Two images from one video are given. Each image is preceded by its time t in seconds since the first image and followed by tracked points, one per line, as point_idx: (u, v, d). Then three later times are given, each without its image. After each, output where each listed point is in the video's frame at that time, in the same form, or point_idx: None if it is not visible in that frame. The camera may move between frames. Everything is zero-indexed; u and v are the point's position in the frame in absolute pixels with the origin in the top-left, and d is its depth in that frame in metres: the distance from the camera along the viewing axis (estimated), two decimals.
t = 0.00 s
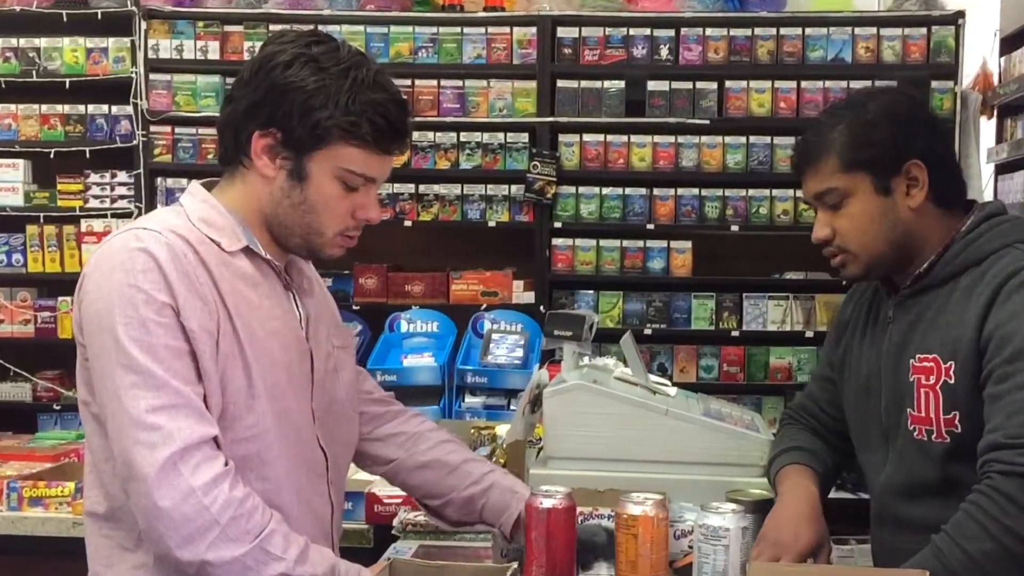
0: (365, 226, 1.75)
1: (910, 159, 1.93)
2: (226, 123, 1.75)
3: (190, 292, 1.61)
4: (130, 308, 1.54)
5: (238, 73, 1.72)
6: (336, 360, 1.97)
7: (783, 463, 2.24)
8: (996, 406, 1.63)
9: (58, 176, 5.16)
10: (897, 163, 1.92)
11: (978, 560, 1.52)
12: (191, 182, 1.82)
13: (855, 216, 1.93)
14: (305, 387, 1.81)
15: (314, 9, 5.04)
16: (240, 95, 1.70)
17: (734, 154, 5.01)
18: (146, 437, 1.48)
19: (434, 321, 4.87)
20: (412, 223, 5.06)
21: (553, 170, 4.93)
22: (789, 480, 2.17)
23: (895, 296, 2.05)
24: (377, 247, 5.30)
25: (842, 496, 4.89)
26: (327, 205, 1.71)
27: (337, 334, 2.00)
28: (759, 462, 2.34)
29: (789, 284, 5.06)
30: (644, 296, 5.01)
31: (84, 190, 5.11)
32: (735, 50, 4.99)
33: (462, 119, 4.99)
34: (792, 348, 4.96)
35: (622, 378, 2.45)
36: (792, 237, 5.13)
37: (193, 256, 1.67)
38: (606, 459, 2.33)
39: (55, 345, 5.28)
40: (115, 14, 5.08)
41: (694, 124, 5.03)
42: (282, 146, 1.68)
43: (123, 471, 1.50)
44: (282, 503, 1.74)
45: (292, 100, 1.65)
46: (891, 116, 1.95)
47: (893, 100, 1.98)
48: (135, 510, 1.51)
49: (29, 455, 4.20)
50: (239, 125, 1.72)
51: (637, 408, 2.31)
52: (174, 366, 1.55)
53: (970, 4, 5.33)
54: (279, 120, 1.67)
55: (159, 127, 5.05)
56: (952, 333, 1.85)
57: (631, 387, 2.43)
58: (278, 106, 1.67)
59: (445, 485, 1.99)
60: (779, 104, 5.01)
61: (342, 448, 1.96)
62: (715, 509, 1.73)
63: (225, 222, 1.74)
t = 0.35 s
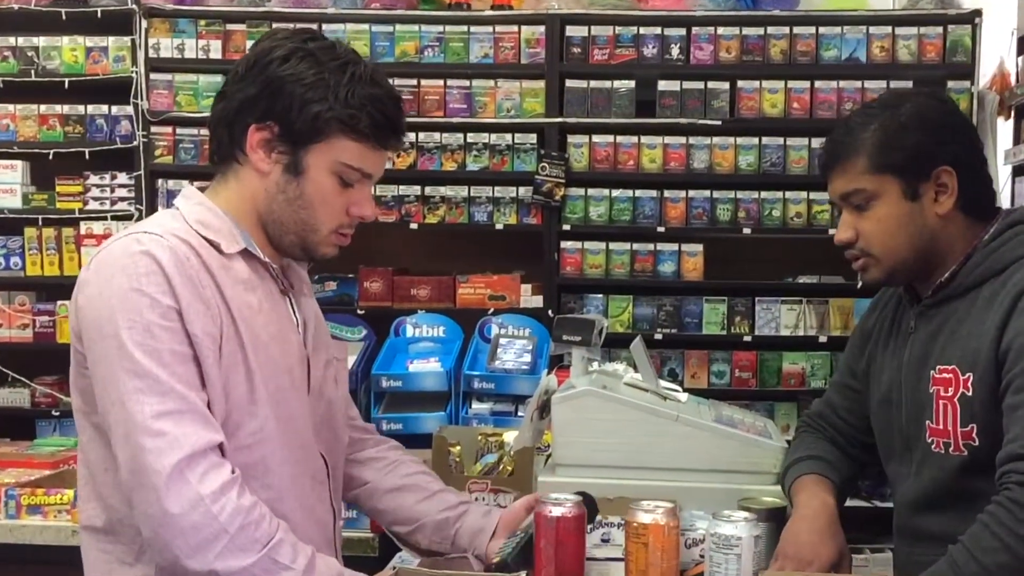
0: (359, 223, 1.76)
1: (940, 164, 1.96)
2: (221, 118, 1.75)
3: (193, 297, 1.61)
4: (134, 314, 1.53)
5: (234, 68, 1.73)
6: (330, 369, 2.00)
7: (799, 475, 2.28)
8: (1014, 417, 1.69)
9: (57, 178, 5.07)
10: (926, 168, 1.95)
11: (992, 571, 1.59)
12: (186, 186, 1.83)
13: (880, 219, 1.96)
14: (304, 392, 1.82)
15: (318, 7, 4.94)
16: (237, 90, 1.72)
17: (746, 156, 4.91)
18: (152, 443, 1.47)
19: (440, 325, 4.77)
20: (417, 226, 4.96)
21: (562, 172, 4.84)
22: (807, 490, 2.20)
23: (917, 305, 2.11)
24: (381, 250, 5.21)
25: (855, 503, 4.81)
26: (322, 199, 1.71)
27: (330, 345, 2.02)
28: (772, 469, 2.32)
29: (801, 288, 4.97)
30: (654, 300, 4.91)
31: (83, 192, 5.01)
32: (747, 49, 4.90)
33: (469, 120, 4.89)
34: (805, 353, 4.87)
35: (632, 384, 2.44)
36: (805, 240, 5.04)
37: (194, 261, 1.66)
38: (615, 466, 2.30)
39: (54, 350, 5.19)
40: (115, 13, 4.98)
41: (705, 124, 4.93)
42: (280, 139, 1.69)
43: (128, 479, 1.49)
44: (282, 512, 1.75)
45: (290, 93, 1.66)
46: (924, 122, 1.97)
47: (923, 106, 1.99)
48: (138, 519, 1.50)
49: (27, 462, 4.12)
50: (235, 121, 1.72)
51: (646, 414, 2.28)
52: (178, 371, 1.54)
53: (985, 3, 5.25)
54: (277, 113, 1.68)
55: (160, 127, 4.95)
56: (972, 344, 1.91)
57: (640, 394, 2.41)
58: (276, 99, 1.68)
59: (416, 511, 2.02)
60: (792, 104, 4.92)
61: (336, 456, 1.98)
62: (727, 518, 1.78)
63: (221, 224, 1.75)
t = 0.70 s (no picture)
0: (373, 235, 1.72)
1: (970, 164, 1.91)
2: (235, 125, 1.68)
3: (189, 314, 1.52)
4: (124, 334, 1.45)
5: (251, 73, 1.67)
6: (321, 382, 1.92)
7: (811, 484, 2.19)
8: None
9: (56, 181, 4.97)
10: (958, 167, 1.91)
11: None
12: (182, 194, 1.74)
13: (909, 216, 1.90)
14: (301, 407, 1.74)
15: (322, 6, 4.85)
16: (253, 98, 1.65)
17: (759, 158, 4.82)
18: (139, 469, 1.41)
19: (447, 331, 4.67)
20: (423, 230, 4.86)
21: (571, 174, 4.74)
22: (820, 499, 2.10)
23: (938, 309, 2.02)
24: (386, 254, 5.12)
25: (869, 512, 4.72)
26: (341, 209, 1.67)
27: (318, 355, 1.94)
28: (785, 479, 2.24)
29: (815, 293, 4.88)
30: (664, 305, 4.82)
31: (83, 195, 4.91)
32: (760, 50, 4.80)
33: (476, 121, 4.80)
34: (818, 359, 4.78)
35: (642, 392, 2.33)
36: (818, 243, 4.95)
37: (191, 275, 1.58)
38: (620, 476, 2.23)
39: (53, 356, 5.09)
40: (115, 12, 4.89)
41: (717, 126, 4.84)
42: (301, 148, 1.64)
43: (113, 503, 1.42)
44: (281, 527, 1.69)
45: (313, 101, 1.62)
46: (957, 121, 1.93)
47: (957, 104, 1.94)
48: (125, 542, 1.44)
49: (25, 471, 4.02)
50: (252, 128, 1.66)
51: (658, 422, 2.20)
52: (170, 392, 1.46)
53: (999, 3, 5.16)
54: (298, 121, 1.63)
55: (161, 129, 4.86)
56: (999, 346, 1.83)
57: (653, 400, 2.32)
58: (298, 108, 1.63)
59: (389, 502, 2.02)
60: (806, 106, 4.82)
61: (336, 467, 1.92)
62: (740, 528, 1.80)
63: (220, 234, 1.67)
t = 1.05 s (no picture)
0: (372, 242, 1.68)
1: (997, 163, 1.91)
2: (236, 124, 1.63)
3: (186, 326, 1.47)
4: (118, 348, 1.42)
5: (253, 74, 1.64)
6: (323, 386, 1.87)
7: (826, 491, 2.17)
8: None
9: (54, 183, 4.87)
10: (984, 164, 1.90)
11: None
12: (177, 199, 1.70)
13: (929, 208, 1.90)
14: (306, 413, 1.69)
15: (326, 4, 4.75)
16: (256, 98, 1.61)
17: (772, 159, 4.71)
18: (121, 485, 1.38)
19: (454, 336, 4.57)
20: (429, 232, 4.76)
21: (580, 176, 4.64)
22: (833, 508, 2.10)
23: (957, 309, 2.01)
24: (391, 257, 5.03)
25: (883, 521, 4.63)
26: (342, 213, 1.63)
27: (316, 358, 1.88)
28: (797, 486, 2.33)
29: (828, 297, 4.79)
30: (675, 310, 4.72)
31: (82, 197, 4.81)
32: (772, 49, 4.70)
33: (484, 122, 4.70)
34: (832, 364, 4.69)
35: (652, 398, 2.43)
36: (833, 246, 4.85)
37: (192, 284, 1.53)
38: (629, 481, 2.34)
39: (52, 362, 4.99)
40: (115, 11, 4.80)
41: (729, 127, 4.74)
42: (304, 151, 1.60)
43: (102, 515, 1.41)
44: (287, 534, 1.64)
45: (318, 103, 1.58)
46: (988, 117, 1.92)
47: (989, 100, 1.94)
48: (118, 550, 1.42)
49: (24, 479, 3.92)
50: (253, 129, 1.61)
51: (669, 429, 2.32)
52: (162, 411, 1.41)
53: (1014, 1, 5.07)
54: (302, 124, 1.59)
55: (162, 130, 4.76)
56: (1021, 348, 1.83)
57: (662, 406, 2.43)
58: (303, 110, 1.59)
59: (388, 488, 1.99)
60: (819, 106, 4.72)
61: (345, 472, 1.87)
62: (752, 537, 1.94)
63: (218, 238, 1.62)
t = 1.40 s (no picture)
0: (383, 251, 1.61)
1: None
2: (248, 124, 1.56)
3: (187, 329, 1.41)
4: (116, 353, 1.37)
5: (269, 73, 1.57)
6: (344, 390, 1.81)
7: (841, 501, 2.08)
8: None
9: (54, 185, 4.77)
10: None
11: None
12: (185, 201, 1.65)
13: (962, 192, 1.87)
14: (323, 417, 1.63)
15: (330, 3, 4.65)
16: (270, 98, 1.54)
17: (785, 162, 4.62)
18: (111, 492, 1.33)
19: (461, 341, 4.45)
20: (436, 236, 4.67)
21: (590, 179, 4.55)
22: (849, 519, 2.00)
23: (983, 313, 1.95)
24: (396, 261, 4.93)
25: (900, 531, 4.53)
26: (354, 220, 1.56)
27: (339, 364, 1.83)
28: (812, 495, 2.31)
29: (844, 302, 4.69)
30: (687, 315, 4.62)
31: (83, 200, 4.73)
32: (786, 49, 4.61)
33: (492, 124, 4.61)
34: (847, 371, 4.59)
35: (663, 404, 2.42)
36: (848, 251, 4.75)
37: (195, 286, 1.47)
38: (641, 489, 2.33)
39: (51, 368, 4.90)
40: (115, 10, 4.70)
41: (742, 129, 4.65)
42: (316, 154, 1.53)
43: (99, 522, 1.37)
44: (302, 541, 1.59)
45: (331, 107, 1.51)
46: None
47: None
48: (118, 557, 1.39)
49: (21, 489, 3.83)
50: (267, 129, 1.54)
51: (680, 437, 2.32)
52: (162, 419, 1.35)
53: None
54: (314, 126, 1.52)
55: (163, 132, 4.67)
56: None
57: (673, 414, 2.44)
58: (316, 112, 1.52)
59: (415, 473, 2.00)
60: (834, 107, 4.62)
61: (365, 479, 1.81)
62: (765, 547, 1.79)
63: (229, 241, 1.57)
